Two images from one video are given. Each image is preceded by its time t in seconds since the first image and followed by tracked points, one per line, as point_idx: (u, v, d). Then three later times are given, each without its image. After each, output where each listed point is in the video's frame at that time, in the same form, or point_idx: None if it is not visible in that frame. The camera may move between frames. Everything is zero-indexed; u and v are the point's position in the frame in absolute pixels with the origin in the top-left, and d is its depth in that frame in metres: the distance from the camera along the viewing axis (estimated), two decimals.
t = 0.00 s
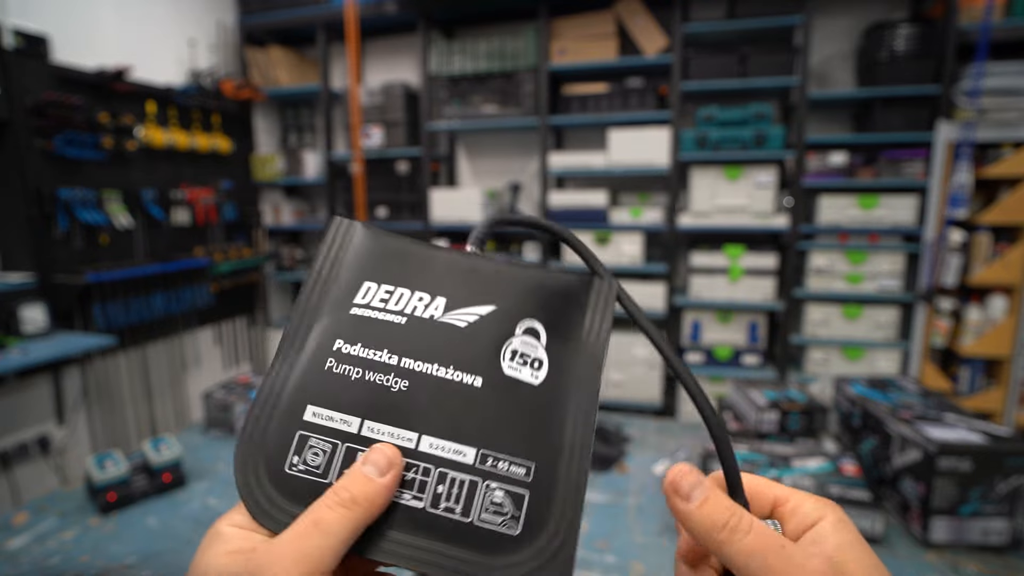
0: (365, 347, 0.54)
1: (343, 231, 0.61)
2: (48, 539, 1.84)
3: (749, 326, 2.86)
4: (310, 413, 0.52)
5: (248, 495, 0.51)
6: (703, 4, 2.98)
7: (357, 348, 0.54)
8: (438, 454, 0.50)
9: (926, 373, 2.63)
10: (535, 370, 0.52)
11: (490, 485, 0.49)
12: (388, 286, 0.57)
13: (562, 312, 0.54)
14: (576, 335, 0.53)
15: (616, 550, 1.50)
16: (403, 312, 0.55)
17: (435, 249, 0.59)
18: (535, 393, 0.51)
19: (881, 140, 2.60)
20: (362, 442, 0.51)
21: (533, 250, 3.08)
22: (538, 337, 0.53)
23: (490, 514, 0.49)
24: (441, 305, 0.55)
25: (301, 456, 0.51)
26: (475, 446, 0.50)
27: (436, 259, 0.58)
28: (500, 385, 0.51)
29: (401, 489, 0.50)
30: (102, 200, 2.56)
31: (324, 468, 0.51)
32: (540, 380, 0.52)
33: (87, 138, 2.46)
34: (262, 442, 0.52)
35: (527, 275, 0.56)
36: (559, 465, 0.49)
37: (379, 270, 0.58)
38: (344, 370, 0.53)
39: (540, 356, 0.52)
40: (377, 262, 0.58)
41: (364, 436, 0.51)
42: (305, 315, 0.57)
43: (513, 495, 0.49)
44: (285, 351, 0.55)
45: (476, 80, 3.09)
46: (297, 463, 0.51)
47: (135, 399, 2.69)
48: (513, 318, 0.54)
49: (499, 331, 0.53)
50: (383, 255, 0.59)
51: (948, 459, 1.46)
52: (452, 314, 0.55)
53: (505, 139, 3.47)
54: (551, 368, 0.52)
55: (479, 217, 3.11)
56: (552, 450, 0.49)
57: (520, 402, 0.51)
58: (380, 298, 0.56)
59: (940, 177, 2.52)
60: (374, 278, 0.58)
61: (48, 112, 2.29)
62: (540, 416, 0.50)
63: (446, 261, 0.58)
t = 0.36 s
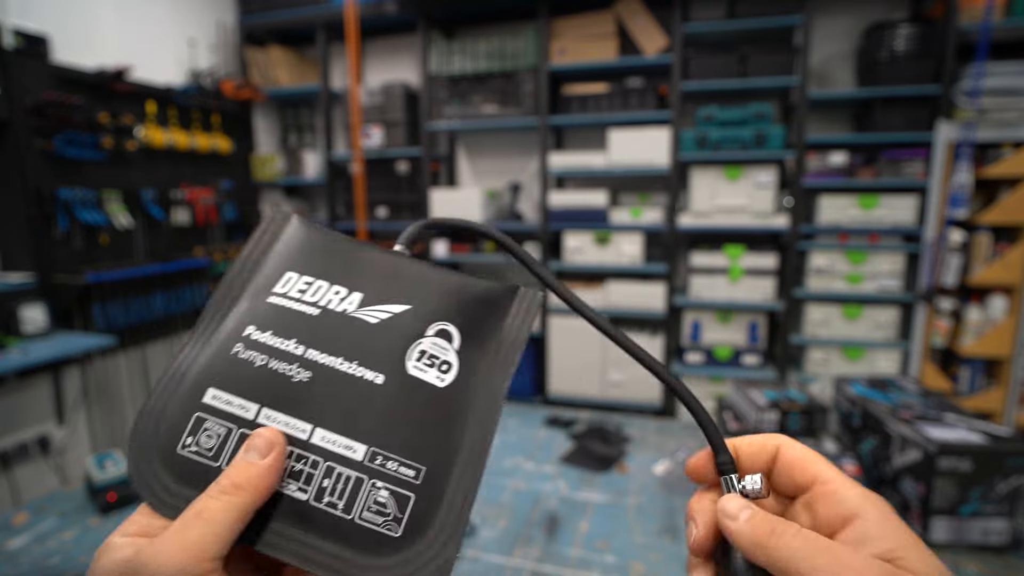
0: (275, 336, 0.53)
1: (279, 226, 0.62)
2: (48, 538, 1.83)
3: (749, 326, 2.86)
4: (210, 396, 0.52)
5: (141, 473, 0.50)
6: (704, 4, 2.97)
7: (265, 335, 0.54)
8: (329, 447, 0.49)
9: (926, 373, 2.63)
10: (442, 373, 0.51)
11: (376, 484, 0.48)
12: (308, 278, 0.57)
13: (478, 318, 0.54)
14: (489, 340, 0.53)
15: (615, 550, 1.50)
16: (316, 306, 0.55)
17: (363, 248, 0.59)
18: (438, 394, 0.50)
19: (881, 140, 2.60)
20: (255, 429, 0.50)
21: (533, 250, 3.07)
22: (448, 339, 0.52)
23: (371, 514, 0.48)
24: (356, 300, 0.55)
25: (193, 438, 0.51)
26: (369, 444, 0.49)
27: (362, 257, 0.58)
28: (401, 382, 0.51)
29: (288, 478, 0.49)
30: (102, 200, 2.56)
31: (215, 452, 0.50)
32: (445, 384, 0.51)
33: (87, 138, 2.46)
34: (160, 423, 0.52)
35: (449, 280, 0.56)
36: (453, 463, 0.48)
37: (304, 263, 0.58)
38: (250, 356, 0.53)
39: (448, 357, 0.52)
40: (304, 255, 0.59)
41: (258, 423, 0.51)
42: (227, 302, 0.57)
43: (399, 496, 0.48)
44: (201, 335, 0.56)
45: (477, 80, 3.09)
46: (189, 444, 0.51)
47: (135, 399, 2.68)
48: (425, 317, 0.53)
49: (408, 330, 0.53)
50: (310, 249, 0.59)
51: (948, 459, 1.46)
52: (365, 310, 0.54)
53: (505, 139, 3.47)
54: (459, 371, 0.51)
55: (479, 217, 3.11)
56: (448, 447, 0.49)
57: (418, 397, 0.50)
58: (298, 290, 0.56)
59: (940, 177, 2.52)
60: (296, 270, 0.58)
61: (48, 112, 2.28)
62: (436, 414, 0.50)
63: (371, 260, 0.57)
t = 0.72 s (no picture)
0: (240, 377, 0.47)
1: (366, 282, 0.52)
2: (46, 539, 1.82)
3: (749, 326, 2.86)
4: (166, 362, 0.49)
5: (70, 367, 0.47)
6: (704, 4, 2.97)
7: (234, 365, 0.47)
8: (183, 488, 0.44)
9: (926, 373, 2.63)
10: (296, 540, 0.41)
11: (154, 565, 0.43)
12: (313, 344, 0.47)
13: (373, 534, 0.41)
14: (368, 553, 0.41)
15: (615, 550, 1.50)
16: (289, 380, 0.46)
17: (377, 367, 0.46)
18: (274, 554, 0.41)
19: (881, 140, 2.61)
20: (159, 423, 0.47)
21: (533, 250, 3.07)
22: (339, 520, 0.41)
23: None
24: (318, 409, 0.45)
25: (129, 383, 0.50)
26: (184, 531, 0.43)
27: (367, 380, 0.45)
28: (257, 517, 0.42)
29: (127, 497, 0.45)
30: (102, 200, 2.56)
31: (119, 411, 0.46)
32: (286, 554, 0.41)
33: (87, 138, 2.46)
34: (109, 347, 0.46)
35: (387, 475, 0.42)
36: None
37: (332, 333, 0.48)
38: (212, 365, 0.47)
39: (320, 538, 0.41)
40: (342, 321, 0.49)
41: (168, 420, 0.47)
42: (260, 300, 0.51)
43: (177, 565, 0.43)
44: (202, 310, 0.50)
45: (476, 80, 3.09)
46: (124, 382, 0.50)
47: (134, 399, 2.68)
48: (340, 481, 0.42)
49: (328, 474, 0.42)
50: (349, 325, 0.48)
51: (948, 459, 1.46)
52: (309, 423, 0.44)
53: (505, 139, 3.47)
54: (308, 559, 0.41)
55: (478, 217, 3.12)
56: None
57: (252, 532, 0.42)
58: (296, 354, 0.47)
59: (940, 177, 2.52)
60: (318, 334, 0.48)
61: (48, 112, 2.28)
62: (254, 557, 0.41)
63: (362, 385, 0.45)
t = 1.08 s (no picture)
0: (321, 372, 0.52)
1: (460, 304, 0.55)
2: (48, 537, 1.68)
3: (749, 326, 2.86)
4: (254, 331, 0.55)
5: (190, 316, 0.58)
6: (704, 4, 2.97)
7: (317, 360, 0.53)
8: (239, 458, 0.50)
9: (926, 373, 2.64)
10: (335, 547, 0.47)
11: (198, 523, 0.50)
12: (400, 355, 0.52)
13: (398, 557, 0.46)
14: None
15: (615, 550, 1.50)
16: (367, 383, 0.51)
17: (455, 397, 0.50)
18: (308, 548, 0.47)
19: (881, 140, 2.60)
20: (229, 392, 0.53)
21: (533, 250, 3.07)
22: (372, 539, 0.47)
23: (177, 531, 0.50)
24: (388, 420, 0.49)
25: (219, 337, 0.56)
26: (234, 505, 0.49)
27: (438, 410, 0.49)
28: (301, 509, 0.48)
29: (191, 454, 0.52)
30: (102, 200, 2.56)
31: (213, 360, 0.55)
32: (324, 553, 0.47)
33: (87, 138, 2.46)
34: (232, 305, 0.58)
35: (433, 511, 0.46)
36: None
37: (420, 352, 0.52)
38: (298, 353, 0.54)
39: (353, 544, 0.47)
40: (437, 341, 0.52)
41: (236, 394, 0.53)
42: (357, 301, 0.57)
43: (212, 524, 0.49)
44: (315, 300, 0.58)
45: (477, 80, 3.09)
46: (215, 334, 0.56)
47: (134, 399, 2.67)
48: (383, 503, 0.47)
49: (379, 489, 0.47)
50: (436, 349, 0.52)
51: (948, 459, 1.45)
52: (375, 435, 0.49)
53: (505, 139, 3.47)
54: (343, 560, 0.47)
55: (478, 217, 3.12)
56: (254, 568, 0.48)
57: (291, 517, 0.48)
58: (381, 364, 0.52)
59: (940, 177, 2.52)
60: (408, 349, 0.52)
61: (48, 113, 2.28)
62: (288, 537, 0.47)
63: (434, 415, 0.49)
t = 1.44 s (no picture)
0: (370, 323, 0.49)
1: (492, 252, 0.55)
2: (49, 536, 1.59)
3: (749, 326, 2.86)
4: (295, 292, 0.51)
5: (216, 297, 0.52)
6: (704, 4, 2.97)
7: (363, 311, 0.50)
8: (296, 416, 0.45)
9: (926, 373, 2.63)
10: (403, 490, 0.42)
11: (264, 485, 0.43)
12: (446, 303, 0.49)
13: (472, 501, 0.43)
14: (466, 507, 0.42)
15: (615, 550, 1.50)
16: (416, 331, 0.48)
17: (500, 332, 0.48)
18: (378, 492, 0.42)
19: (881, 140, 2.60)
20: (280, 353, 0.48)
21: (533, 250, 3.07)
22: (443, 475, 0.43)
23: (241, 496, 0.43)
24: (443, 363, 0.47)
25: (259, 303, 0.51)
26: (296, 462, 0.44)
27: (490, 346, 0.47)
28: (372, 455, 0.43)
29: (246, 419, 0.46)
30: (102, 200, 2.56)
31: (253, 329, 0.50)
32: (392, 497, 0.42)
33: (87, 138, 2.46)
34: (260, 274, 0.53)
35: (503, 443, 0.44)
36: (321, 545, 0.42)
37: (464, 294, 0.50)
38: (343, 309, 0.50)
39: (422, 485, 0.43)
40: (477, 287, 0.50)
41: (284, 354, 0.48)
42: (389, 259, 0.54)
43: (276, 492, 0.43)
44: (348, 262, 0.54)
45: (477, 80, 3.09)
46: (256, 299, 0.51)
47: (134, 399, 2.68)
48: (453, 441, 0.43)
49: (443, 429, 0.44)
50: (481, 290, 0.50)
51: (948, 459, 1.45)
52: (433, 378, 0.46)
53: (505, 139, 3.47)
54: (414, 502, 0.42)
55: (479, 217, 3.12)
56: (338, 524, 0.42)
57: (364, 468, 0.43)
58: (429, 310, 0.49)
59: (941, 177, 2.52)
60: (452, 294, 0.50)
61: (48, 113, 2.28)
62: (367, 492, 0.42)
63: (490, 353, 0.47)
